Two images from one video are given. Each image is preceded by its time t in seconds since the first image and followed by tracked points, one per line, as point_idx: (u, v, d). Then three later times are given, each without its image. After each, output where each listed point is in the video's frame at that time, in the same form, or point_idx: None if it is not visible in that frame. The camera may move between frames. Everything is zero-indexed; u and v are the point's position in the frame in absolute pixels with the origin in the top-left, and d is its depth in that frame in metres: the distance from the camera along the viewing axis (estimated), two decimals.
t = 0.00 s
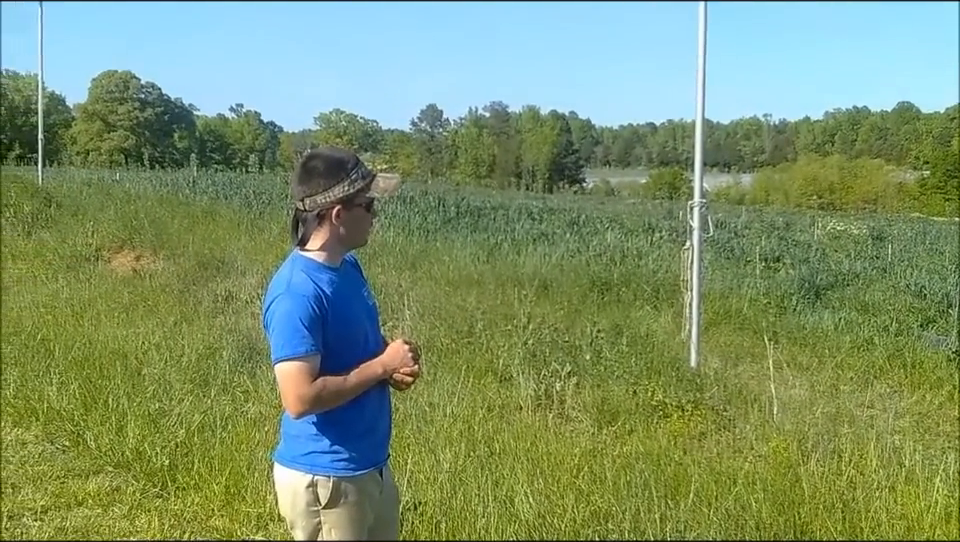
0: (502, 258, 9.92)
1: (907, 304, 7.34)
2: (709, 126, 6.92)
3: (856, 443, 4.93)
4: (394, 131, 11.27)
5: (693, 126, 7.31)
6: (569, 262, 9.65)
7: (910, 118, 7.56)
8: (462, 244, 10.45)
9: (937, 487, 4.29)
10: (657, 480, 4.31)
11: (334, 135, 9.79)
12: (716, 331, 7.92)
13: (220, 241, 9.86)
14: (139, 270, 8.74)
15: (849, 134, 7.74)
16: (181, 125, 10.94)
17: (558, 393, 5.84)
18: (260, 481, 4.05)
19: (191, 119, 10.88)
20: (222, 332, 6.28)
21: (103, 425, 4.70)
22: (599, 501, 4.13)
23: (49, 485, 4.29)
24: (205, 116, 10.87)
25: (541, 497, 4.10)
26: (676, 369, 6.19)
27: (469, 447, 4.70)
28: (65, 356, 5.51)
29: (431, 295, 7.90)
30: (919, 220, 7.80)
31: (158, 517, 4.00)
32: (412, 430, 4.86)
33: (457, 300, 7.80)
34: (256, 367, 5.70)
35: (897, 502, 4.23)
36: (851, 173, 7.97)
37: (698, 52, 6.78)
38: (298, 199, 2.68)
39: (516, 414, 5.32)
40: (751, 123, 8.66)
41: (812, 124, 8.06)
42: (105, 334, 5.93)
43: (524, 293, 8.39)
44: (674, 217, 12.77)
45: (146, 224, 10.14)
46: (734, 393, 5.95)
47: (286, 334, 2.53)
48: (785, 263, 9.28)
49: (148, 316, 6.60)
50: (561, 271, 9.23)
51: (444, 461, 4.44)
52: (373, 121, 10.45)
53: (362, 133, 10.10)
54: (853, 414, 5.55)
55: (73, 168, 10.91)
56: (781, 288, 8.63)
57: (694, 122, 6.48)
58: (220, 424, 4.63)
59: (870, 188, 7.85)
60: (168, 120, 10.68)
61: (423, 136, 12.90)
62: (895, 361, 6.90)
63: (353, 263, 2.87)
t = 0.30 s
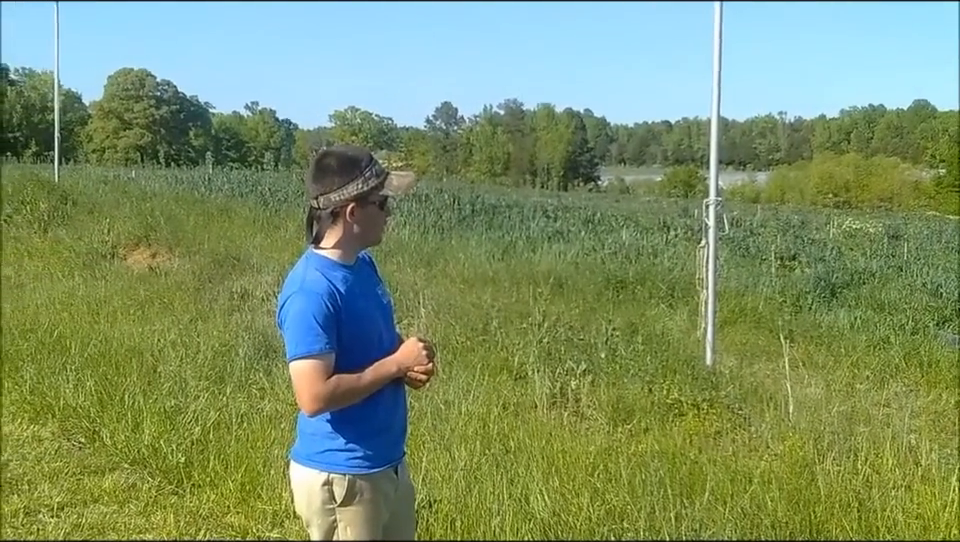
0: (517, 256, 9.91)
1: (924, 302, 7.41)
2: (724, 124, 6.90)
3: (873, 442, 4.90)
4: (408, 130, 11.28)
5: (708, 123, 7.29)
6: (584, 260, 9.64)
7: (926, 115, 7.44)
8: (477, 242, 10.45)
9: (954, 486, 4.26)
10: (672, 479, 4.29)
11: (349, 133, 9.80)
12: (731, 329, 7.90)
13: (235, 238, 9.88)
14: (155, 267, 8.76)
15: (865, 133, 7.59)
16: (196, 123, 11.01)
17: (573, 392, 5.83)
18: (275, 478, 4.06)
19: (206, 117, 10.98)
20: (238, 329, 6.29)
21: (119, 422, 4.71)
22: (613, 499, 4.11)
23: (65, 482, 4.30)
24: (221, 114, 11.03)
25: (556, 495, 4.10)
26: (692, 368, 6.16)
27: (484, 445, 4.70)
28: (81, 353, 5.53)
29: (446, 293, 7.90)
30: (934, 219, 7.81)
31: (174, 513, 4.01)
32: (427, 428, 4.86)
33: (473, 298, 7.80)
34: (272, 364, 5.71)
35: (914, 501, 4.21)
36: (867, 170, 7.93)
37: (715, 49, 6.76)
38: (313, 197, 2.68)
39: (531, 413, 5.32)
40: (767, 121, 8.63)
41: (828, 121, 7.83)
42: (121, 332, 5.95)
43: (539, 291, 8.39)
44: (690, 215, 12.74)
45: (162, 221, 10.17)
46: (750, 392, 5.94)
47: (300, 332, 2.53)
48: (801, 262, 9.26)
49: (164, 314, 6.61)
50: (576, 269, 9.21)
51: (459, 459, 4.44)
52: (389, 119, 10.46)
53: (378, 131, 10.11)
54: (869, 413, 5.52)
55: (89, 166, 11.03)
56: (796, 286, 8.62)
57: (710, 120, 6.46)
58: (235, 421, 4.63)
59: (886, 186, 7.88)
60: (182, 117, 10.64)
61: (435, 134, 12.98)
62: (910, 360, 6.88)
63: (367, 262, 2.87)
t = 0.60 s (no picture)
0: (532, 254, 9.89)
1: (940, 301, 7.42)
2: (740, 122, 6.88)
3: (889, 441, 4.88)
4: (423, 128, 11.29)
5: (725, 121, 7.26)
6: (599, 258, 9.63)
7: (941, 114, 7.52)
8: (492, 240, 10.44)
9: None
10: (687, 477, 4.28)
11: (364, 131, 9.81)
12: (747, 327, 7.87)
13: (250, 236, 9.89)
14: (171, 265, 8.79)
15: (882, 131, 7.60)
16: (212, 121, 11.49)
17: (588, 390, 5.83)
18: (290, 474, 4.05)
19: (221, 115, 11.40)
20: (253, 327, 6.30)
21: (135, 419, 4.71)
22: (629, 498, 4.09)
23: (81, 478, 4.32)
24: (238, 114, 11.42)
25: (571, 494, 4.09)
26: (707, 367, 6.13)
27: (499, 443, 4.69)
28: (97, 350, 5.55)
29: (462, 291, 7.90)
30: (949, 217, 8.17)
31: (190, 511, 4.02)
32: (442, 426, 4.86)
33: (488, 297, 7.79)
34: (287, 362, 5.71)
35: (930, 500, 4.19)
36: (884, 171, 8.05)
37: (731, 46, 6.75)
38: (324, 195, 2.69)
39: (546, 411, 5.31)
40: (783, 119, 8.60)
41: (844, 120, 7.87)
42: (137, 329, 5.96)
43: (554, 289, 8.38)
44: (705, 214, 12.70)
45: (178, 218, 10.19)
46: (766, 390, 5.92)
47: (313, 330, 2.54)
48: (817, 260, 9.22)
49: (179, 311, 6.62)
50: (591, 267, 9.19)
51: (474, 457, 4.43)
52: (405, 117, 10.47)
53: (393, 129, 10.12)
54: (885, 412, 5.50)
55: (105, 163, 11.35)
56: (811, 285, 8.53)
57: (726, 118, 6.44)
58: (251, 419, 4.63)
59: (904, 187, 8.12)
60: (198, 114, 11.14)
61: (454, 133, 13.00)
62: (927, 359, 6.85)
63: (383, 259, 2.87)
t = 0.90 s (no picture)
0: (547, 252, 9.88)
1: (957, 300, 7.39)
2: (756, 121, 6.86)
3: (905, 439, 4.86)
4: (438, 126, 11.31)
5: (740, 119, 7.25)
6: (614, 256, 9.61)
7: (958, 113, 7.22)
8: (507, 238, 10.44)
9: None
10: (703, 475, 4.27)
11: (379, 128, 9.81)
12: (762, 325, 7.84)
13: (265, 233, 9.90)
14: (187, 262, 8.81)
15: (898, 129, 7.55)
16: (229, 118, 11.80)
17: (603, 388, 5.82)
18: (306, 471, 4.05)
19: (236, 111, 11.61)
20: (268, 325, 6.31)
21: (151, 416, 4.72)
22: (644, 496, 4.08)
23: (97, 475, 4.33)
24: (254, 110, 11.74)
25: (586, 491, 4.07)
26: (723, 364, 6.11)
27: (514, 441, 4.69)
28: (113, 347, 5.56)
29: (477, 289, 7.89)
30: None
31: (206, 508, 4.03)
32: (457, 424, 4.86)
33: (503, 294, 7.80)
34: (303, 359, 5.71)
35: (946, 500, 4.16)
36: (897, 168, 7.97)
37: (746, 44, 6.74)
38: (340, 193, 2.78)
39: (561, 409, 5.31)
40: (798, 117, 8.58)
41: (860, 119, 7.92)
42: (153, 326, 5.97)
43: (569, 287, 8.37)
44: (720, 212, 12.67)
45: (193, 215, 10.21)
46: (781, 389, 5.90)
47: (318, 322, 2.52)
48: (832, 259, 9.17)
49: (195, 309, 6.64)
50: (606, 265, 9.17)
51: (489, 455, 4.43)
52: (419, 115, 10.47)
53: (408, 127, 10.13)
54: (901, 411, 5.49)
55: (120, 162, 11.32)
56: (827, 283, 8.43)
57: (741, 116, 6.43)
58: (267, 416, 4.63)
59: (918, 183, 8.07)
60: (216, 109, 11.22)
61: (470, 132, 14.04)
62: (943, 358, 6.83)
63: (404, 259, 2.85)
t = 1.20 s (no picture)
0: (563, 250, 9.86)
1: None
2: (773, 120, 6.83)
3: (923, 439, 4.83)
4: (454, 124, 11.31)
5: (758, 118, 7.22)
6: (630, 254, 9.58)
7: None
8: (523, 236, 10.43)
9: None
10: (720, 474, 4.26)
11: (396, 126, 9.82)
12: (779, 324, 7.81)
13: (281, 231, 9.91)
14: (204, 259, 8.82)
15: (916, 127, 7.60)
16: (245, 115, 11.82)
17: (620, 386, 5.82)
18: (323, 469, 4.07)
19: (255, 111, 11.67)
20: (285, 322, 6.32)
21: (168, 414, 4.74)
22: (661, 495, 4.07)
23: (115, 472, 4.34)
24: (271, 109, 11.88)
25: (603, 490, 4.07)
26: (739, 363, 6.10)
27: (531, 439, 4.68)
28: (131, 345, 5.57)
29: (493, 288, 7.89)
30: None
31: (223, 505, 4.03)
32: (474, 422, 4.85)
33: (520, 293, 7.79)
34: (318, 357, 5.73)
35: None
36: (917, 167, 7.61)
37: (763, 42, 6.74)
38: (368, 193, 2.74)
39: (578, 407, 5.30)
40: (816, 115, 8.54)
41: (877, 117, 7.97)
42: (171, 324, 5.99)
43: (586, 285, 8.36)
44: (737, 210, 12.63)
45: (210, 213, 10.23)
46: (798, 388, 5.88)
47: (315, 313, 2.51)
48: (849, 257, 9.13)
49: (212, 306, 6.65)
50: (623, 264, 9.14)
51: (506, 453, 4.42)
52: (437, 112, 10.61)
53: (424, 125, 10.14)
54: (919, 410, 5.46)
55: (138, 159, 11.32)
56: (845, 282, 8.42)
57: (758, 114, 6.41)
58: (284, 413, 4.64)
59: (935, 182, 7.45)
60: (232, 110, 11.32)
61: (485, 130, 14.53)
62: None
63: (436, 256, 2.74)
